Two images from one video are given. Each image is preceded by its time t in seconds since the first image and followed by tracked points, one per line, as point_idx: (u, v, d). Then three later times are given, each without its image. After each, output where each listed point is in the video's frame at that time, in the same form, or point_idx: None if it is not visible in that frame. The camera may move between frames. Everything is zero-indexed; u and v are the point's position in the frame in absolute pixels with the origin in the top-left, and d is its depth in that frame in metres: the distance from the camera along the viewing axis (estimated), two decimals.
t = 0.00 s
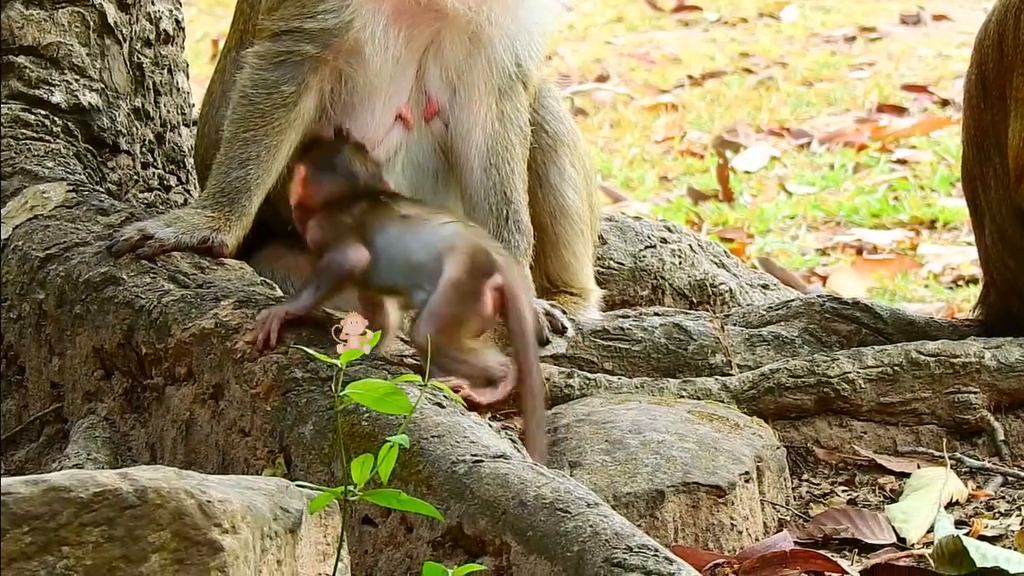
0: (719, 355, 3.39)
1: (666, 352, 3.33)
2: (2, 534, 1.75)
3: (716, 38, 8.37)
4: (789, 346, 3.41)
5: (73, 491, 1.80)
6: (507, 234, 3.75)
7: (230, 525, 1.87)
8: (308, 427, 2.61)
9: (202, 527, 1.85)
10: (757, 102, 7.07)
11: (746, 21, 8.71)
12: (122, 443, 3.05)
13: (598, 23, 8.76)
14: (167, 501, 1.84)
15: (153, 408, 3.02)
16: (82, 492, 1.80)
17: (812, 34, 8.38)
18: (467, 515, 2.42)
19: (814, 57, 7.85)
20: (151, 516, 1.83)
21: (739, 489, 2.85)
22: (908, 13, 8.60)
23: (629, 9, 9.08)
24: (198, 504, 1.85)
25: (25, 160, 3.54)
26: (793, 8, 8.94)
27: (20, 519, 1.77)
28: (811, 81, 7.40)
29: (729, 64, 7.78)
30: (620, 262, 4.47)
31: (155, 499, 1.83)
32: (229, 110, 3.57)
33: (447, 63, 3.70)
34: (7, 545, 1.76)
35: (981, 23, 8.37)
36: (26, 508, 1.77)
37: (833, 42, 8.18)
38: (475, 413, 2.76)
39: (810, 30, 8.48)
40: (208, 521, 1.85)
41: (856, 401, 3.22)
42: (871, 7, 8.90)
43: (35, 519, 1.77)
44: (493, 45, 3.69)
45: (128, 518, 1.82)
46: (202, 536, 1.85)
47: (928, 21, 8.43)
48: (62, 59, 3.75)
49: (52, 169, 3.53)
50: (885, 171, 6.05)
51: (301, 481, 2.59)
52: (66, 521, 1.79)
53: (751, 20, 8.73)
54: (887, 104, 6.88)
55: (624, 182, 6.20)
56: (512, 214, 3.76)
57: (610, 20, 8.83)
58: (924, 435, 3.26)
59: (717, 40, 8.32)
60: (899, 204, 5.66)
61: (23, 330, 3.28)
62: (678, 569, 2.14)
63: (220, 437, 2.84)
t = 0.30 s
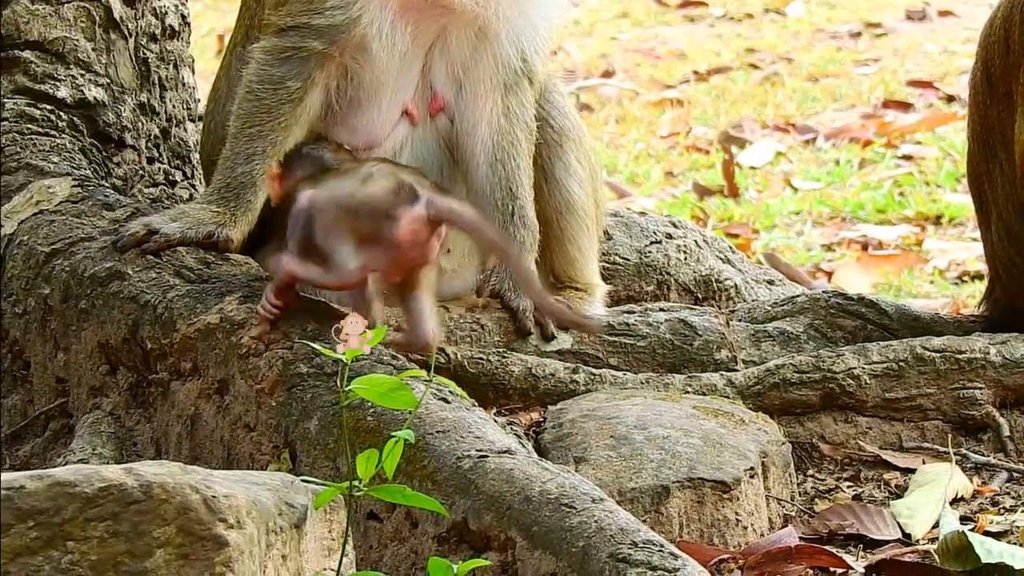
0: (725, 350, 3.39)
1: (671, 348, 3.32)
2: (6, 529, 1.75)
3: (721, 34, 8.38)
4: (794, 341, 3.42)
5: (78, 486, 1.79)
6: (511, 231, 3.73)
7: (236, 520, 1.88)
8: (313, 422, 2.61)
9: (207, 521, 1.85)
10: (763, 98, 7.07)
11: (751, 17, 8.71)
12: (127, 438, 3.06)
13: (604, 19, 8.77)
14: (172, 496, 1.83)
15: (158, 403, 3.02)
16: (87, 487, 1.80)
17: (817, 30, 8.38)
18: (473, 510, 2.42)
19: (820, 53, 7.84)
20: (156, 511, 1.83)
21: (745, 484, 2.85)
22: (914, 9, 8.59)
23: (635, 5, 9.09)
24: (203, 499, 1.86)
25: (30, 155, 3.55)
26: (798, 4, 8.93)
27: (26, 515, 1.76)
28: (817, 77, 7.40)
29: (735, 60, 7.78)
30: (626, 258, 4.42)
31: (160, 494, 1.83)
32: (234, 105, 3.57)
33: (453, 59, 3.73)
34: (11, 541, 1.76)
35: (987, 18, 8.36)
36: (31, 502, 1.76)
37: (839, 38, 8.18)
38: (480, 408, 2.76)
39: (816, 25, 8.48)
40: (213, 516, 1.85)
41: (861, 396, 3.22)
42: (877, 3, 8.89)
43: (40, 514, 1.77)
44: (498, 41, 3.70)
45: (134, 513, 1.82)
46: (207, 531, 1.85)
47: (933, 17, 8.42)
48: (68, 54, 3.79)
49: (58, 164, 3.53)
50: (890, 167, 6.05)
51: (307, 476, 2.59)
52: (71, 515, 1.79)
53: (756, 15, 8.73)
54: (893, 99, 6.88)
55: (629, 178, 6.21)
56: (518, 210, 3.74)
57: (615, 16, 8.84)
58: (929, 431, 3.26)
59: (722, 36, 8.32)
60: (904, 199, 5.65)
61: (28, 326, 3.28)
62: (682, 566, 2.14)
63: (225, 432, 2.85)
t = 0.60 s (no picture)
0: (732, 345, 3.39)
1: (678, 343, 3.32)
2: (13, 524, 1.72)
3: (729, 29, 8.39)
4: (801, 337, 3.42)
5: (84, 481, 1.77)
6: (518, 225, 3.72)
7: (243, 516, 1.86)
8: (320, 417, 2.61)
9: (214, 517, 1.83)
10: (771, 92, 7.08)
11: (759, 12, 8.72)
12: (134, 433, 3.05)
13: (611, 14, 8.83)
14: (179, 491, 1.81)
15: (166, 398, 3.02)
16: (94, 482, 1.78)
17: (825, 24, 8.39)
18: (480, 505, 2.42)
19: (827, 47, 7.85)
20: (163, 506, 1.81)
21: (753, 479, 2.84)
22: (921, 4, 8.59)
23: (642, 2, 9.11)
24: (210, 494, 1.83)
25: (38, 150, 3.53)
26: None
27: (32, 510, 1.74)
28: (824, 72, 7.40)
29: (742, 55, 7.79)
30: (634, 253, 4.43)
31: (167, 489, 1.81)
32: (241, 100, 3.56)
33: (460, 55, 3.76)
34: (18, 536, 1.74)
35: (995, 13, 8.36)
36: (38, 497, 1.74)
37: (847, 33, 8.18)
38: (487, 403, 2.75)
39: (824, 20, 8.49)
40: (220, 511, 1.83)
41: (868, 391, 3.22)
42: None
43: (47, 509, 1.74)
44: (505, 36, 3.72)
45: (141, 508, 1.80)
46: (214, 526, 1.83)
47: (941, 12, 8.42)
48: (75, 49, 3.78)
49: (65, 158, 3.52)
50: (898, 162, 6.05)
51: (314, 471, 2.59)
52: (78, 510, 1.77)
53: (763, 10, 8.75)
54: (900, 94, 6.87)
55: (637, 173, 6.21)
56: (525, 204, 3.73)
57: (623, 12, 8.86)
58: (936, 426, 3.26)
59: (730, 31, 8.33)
60: (911, 195, 5.65)
61: (35, 321, 3.28)
62: (690, 561, 2.14)
63: (232, 428, 2.85)
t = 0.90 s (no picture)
0: (740, 341, 3.39)
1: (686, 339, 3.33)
2: (19, 521, 1.73)
3: (736, 25, 8.40)
4: (808, 332, 3.42)
5: (90, 477, 1.78)
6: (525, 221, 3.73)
7: (250, 511, 1.85)
8: (327, 413, 2.62)
9: (221, 513, 1.82)
10: (778, 88, 7.08)
11: (767, 8, 8.73)
12: (141, 429, 3.05)
13: (619, 10, 8.88)
14: (187, 487, 1.81)
15: (173, 393, 3.02)
16: (101, 477, 1.78)
17: (833, 20, 8.40)
18: (487, 501, 2.42)
19: (835, 43, 7.85)
20: (171, 502, 1.80)
21: (759, 475, 2.84)
22: None
23: None
24: (217, 490, 1.83)
25: (45, 146, 3.53)
26: None
27: (39, 505, 1.75)
28: (832, 67, 7.40)
29: (750, 51, 7.80)
30: (641, 248, 4.42)
31: (174, 484, 1.81)
32: (246, 98, 3.56)
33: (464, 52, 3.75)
34: (26, 531, 1.74)
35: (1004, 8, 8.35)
36: (45, 493, 1.75)
37: (854, 28, 8.18)
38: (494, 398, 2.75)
39: (832, 16, 8.49)
40: (227, 507, 1.83)
41: (876, 387, 3.22)
42: None
43: (55, 505, 1.75)
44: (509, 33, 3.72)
45: (147, 504, 1.79)
46: (221, 522, 1.82)
47: (949, 7, 8.42)
48: (82, 45, 3.77)
49: (73, 154, 3.52)
50: (905, 158, 6.06)
51: (321, 466, 2.59)
52: (86, 506, 1.77)
53: (771, 6, 8.75)
54: (908, 90, 6.87)
55: (644, 169, 6.23)
56: (531, 199, 3.74)
57: (631, 9, 8.90)
58: (943, 422, 3.26)
59: (738, 27, 8.34)
60: (919, 190, 5.66)
61: (42, 317, 3.27)
62: (698, 557, 2.16)
63: (239, 424, 2.84)
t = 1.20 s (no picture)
0: (747, 337, 3.39)
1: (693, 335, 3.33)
2: (25, 517, 1.73)
3: (743, 21, 8.41)
4: (815, 328, 3.42)
5: (98, 473, 1.77)
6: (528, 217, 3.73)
7: (257, 507, 1.84)
8: (334, 409, 2.62)
9: (227, 509, 1.82)
10: (785, 84, 7.09)
11: (774, 4, 8.74)
12: (148, 425, 3.05)
13: (625, 6, 8.90)
14: (193, 483, 1.80)
15: (180, 389, 3.02)
16: (108, 474, 1.77)
17: (839, 16, 8.40)
18: (494, 498, 2.41)
19: (841, 39, 7.85)
20: (177, 498, 1.80)
21: (766, 471, 2.84)
22: None
23: None
24: (224, 486, 1.82)
25: (52, 142, 3.53)
26: None
27: (46, 502, 1.74)
28: (839, 63, 7.40)
29: (756, 47, 7.81)
30: (648, 245, 4.45)
31: (181, 481, 1.80)
32: (249, 95, 3.57)
33: (465, 50, 3.76)
34: (32, 527, 1.74)
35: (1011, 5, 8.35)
36: (52, 489, 1.75)
37: (861, 25, 8.19)
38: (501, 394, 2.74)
39: (839, 13, 8.50)
40: (234, 503, 1.82)
41: (883, 383, 3.23)
42: None
43: (62, 501, 1.75)
44: (508, 30, 3.72)
45: (154, 500, 1.79)
46: (228, 518, 1.82)
47: (956, 4, 8.42)
48: (90, 40, 3.77)
49: (79, 150, 3.52)
50: (912, 154, 6.06)
51: (328, 462, 2.59)
52: (93, 502, 1.77)
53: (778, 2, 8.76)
54: (914, 86, 6.87)
55: (651, 164, 6.25)
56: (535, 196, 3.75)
57: (638, 5, 8.92)
58: (950, 419, 3.26)
59: (745, 23, 8.35)
60: (926, 186, 5.66)
61: (49, 312, 3.27)
62: (703, 553, 2.15)
63: (246, 419, 2.84)
